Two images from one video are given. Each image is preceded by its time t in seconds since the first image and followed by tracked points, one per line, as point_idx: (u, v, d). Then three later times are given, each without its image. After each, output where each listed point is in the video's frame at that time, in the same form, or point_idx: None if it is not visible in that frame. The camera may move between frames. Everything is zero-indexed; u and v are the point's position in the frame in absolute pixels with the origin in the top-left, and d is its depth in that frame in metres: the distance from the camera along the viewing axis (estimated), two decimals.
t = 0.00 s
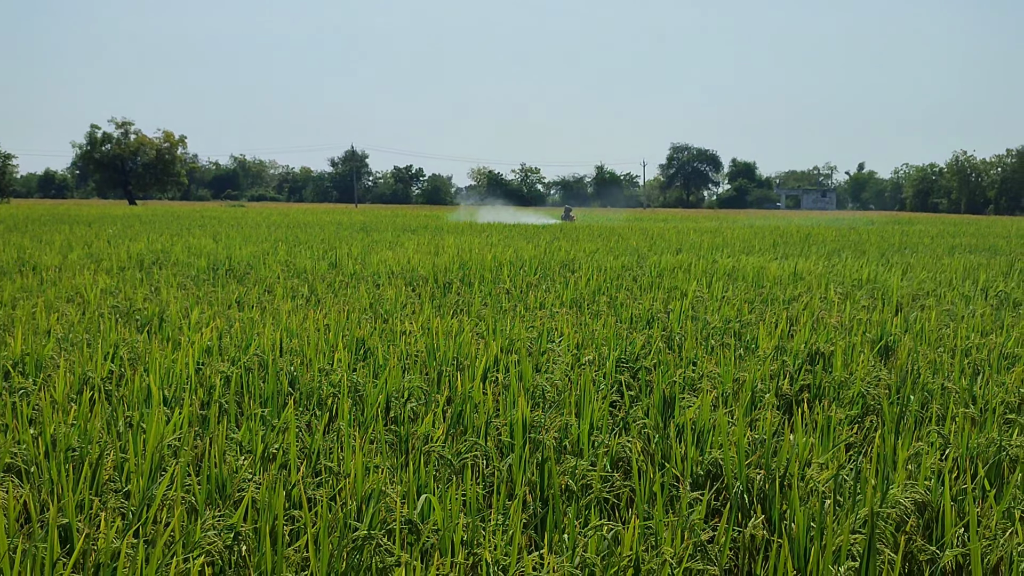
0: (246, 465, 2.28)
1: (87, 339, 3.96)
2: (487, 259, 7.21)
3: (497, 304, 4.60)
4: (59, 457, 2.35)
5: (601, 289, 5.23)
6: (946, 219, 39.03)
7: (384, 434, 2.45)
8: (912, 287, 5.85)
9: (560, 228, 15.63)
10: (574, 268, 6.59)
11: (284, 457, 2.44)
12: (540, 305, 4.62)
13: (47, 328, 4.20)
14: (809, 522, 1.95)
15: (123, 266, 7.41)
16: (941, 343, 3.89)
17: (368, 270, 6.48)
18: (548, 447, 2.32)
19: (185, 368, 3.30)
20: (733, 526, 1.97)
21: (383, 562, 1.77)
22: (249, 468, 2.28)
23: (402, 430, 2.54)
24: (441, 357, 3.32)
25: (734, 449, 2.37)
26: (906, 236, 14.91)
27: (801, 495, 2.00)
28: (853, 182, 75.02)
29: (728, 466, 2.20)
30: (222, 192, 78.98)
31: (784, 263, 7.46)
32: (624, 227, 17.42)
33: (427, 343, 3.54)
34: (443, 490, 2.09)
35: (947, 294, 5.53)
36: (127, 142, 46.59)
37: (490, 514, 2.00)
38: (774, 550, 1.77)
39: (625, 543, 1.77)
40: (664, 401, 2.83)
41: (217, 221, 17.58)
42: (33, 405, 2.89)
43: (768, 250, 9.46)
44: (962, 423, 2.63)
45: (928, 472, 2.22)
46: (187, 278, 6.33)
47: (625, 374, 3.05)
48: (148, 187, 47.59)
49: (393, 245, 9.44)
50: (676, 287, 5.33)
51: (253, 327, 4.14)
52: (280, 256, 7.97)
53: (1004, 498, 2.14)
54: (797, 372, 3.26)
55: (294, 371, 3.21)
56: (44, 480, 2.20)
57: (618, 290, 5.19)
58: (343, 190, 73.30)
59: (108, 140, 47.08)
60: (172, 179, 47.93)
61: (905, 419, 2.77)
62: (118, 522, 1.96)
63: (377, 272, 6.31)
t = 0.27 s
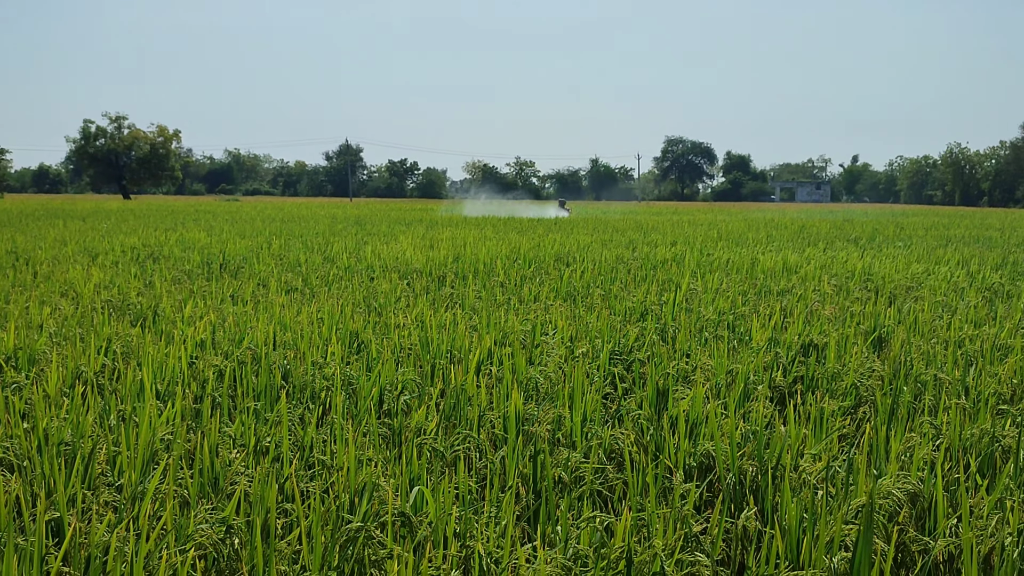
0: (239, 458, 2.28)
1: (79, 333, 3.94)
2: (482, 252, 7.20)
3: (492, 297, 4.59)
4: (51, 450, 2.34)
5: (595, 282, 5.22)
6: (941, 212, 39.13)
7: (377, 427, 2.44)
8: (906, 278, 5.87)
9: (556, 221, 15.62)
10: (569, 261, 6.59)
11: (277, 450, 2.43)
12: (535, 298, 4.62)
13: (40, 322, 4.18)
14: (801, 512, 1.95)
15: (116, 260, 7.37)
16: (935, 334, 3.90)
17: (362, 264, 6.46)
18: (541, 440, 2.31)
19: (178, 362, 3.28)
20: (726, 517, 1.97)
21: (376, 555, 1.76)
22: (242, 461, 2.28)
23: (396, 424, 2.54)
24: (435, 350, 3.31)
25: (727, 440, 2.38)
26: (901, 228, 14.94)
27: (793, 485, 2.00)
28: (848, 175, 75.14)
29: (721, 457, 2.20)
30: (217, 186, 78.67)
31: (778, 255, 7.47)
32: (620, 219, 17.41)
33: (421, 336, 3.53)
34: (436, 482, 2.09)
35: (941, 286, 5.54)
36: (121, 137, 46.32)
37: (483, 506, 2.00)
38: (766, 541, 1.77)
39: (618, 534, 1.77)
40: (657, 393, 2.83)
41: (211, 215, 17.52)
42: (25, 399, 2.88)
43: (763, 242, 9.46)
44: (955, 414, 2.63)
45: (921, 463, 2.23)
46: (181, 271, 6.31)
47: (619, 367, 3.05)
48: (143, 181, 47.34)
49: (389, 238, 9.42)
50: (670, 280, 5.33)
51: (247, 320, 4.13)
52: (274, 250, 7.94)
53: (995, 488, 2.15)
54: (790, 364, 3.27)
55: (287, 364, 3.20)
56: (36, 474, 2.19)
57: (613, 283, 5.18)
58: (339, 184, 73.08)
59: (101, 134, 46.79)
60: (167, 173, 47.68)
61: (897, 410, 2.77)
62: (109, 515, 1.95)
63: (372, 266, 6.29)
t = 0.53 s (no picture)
0: (236, 454, 2.27)
1: (76, 329, 3.93)
2: (481, 248, 7.18)
3: (490, 293, 4.58)
4: (47, 447, 2.33)
5: (594, 277, 5.21)
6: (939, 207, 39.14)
7: (374, 423, 2.44)
8: (904, 273, 5.86)
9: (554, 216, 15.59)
10: (567, 256, 6.57)
11: (275, 446, 2.42)
12: (533, 293, 4.61)
13: (36, 318, 4.16)
14: (800, 507, 1.94)
15: (114, 256, 7.35)
16: (933, 329, 3.90)
17: (360, 259, 6.45)
18: (539, 435, 2.31)
19: (175, 358, 3.27)
20: (725, 511, 1.97)
21: (373, 551, 1.76)
22: (239, 457, 2.27)
23: (393, 419, 2.54)
24: (433, 345, 3.30)
25: (726, 435, 2.37)
26: (899, 223, 14.93)
27: (792, 480, 2.00)
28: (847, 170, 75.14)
29: (719, 452, 2.20)
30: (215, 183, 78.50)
31: (777, 250, 7.46)
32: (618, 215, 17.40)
33: (418, 332, 3.52)
34: (434, 478, 2.08)
35: (939, 281, 5.54)
36: (119, 133, 46.18)
37: (481, 502, 2.00)
38: (765, 535, 1.76)
39: (616, 529, 1.77)
40: (656, 388, 2.82)
41: (209, 211, 17.48)
42: (21, 395, 2.86)
43: (761, 237, 9.45)
44: (953, 408, 2.63)
45: (919, 457, 2.22)
46: (178, 267, 6.29)
47: (617, 362, 3.05)
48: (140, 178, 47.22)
49: (387, 234, 9.39)
50: (669, 275, 5.32)
51: (245, 316, 4.12)
52: (272, 246, 7.92)
53: (994, 483, 2.14)
54: (789, 359, 3.26)
55: (284, 360, 3.19)
56: (32, 470, 2.18)
57: (612, 278, 5.17)
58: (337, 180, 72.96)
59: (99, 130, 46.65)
60: (164, 170, 47.56)
61: (896, 405, 2.77)
62: (106, 511, 1.94)
63: (370, 262, 6.28)
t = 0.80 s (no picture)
0: (237, 452, 2.27)
1: (78, 327, 3.93)
2: (483, 246, 7.18)
3: (492, 291, 4.59)
4: (49, 444, 2.33)
5: (595, 276, 5.21)
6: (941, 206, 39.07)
7: (375, 420, 2.44)
8: (906, 272, 5.85)
9: (556, 216, 15.58)
10: (569, 255, 6.57)
11: (275, 443, 2.42)
12: (535, 292, 4.61)
13: (39, 317, 4.17)
14: (801, 505, 1.94)
15: (116, 255, 7.36)
16: (935, 327, 3.89)
17: (362, 258, 6.45)
18: (540, 433, 2.31)
19: (177, 356, 3.28)
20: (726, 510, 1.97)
21: (373, 549, 1.76)
22: (240, 455, 2.27)
23: (394, 417, 2.54)
24: (434, 343, 3.30)
25: (727, 433, 2.37)
26: (901, 222, 14.91)
27: (794, 479, 1.99)
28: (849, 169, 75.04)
29: (720, 450, 2.20)
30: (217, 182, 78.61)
31: (779, 249, 7.45)
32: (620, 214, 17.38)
33: (420, 330, 3.52)
34: (435, 475, 2.08)
35: (942, 279, 5.53)
36: (121, 132, 46.25)
37: (482, 499, 2.00)
38: (766, 532, 1.76)
39: (616, 528, 1.77)
40: (657, 385, 2.82)
41: (212, 210, 17.48)
42: (23, 393, 2.87)
43: (763, 236, 9.44)
44: (955, 406, 2.62)
45: (921, 455, 2.22)
46: (180, 266, 6.30)
47: (618, 360, 3.05)
48: (143, 177, 47.26)
49: (389, 233, 9.40)
50: (671, 273, 5.32)
51: (247, 315, 4.12)
52: (274, 245, 7.92)
53: (995, 481, 2.14)
54: (790, 357, 3.26)
55: (286, 358, 3.19)
56: (33, 468, 2.19)
57: (613, 277, 5.17)
58: (339, 180, 73.00)
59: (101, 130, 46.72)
60: (167, 169, 47.61)
61: (897, 403, 2.77)
62: (106, 508, 1.94)
63: (372, 261, 6.29)
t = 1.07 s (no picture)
0: (239, 451, 2.27)
1: (82, 328, 3.94)
2: (486, 248, 7.19)
3: (495, 292, 4.59)
4: (50, 444, 2.34)
5: (599, 278, 5.21)
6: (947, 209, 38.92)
7: (377, 420, 2.44)
8: (911, 274, 5.84)
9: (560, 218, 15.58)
10: (573, 257, 6.58)
11: (277, 443, 2.43)
12: (538, 293, 4.60)
13: (43, 317, 4.18)
14: (804, 507, 1.93)
15: (120, 256, 7.39)
16: (940, 329, 3.88)
17: (366, 260, 6.46)
18: (542, 433, 2.31)
19: (180, 356, 3.28)
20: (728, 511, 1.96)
21: (374, 547, 1.76)
22: (241, 454, 2.27)
23: (396, 416, 2.54)
24: (437, 344, 3.31)
25: (730, 434, 2.36)
26: (906, 224, 14.87)
27: (796, 480, 1.98)
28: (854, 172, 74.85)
29: (722, 451, 2.19)
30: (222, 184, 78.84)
31: (783, 251, 7.44)
32: (624, 216, 17.37)
33: (423, 331, 3.53)
34: (437, 475, 2.08)
35: (946, 282, 5.51)
36: (127, 134, 46.44)
37: (483, 499, 1.99)
38: (768, 534, 1.76)
39: (617, 528, 1.76)
40: (659, 387, 2.81)
41: (216, 212, 17.52)
42: (27, 393, 2.88)
43: (768, 238, 9.42)
44: (959, 408, 2.61)
45: (924, 457, 2.21)
46: (184, 267, 6.31)
47: (621, 361, 3.04)
48: (148, 178, 47.42)
49: (393, 235, 9.41)
50: (674, 275, 5.31)
51: (250, 315, 4.13)
52: (278, 246, 7.94)
53: (999, 483, 2.13)
54: (794, 359, 3.25)
55: (289, 358, 3.20)
56: (35, 467, 2.19)
57: (617, 279, 5.17)
58: (344, 181, 73.15)
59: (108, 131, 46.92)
60: (172, 170, 47.77)
61: (901, 405, 2.76)
62: (107, 507, 1.94)
63: (376, 262, 6.29)
